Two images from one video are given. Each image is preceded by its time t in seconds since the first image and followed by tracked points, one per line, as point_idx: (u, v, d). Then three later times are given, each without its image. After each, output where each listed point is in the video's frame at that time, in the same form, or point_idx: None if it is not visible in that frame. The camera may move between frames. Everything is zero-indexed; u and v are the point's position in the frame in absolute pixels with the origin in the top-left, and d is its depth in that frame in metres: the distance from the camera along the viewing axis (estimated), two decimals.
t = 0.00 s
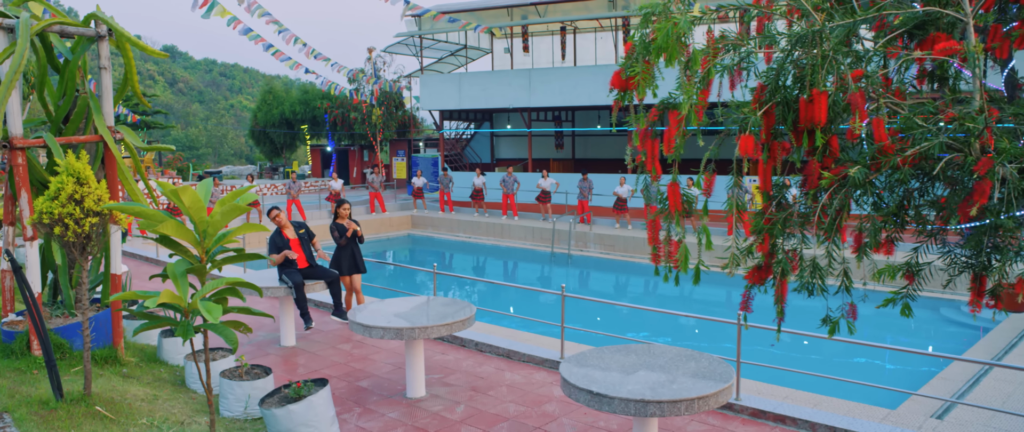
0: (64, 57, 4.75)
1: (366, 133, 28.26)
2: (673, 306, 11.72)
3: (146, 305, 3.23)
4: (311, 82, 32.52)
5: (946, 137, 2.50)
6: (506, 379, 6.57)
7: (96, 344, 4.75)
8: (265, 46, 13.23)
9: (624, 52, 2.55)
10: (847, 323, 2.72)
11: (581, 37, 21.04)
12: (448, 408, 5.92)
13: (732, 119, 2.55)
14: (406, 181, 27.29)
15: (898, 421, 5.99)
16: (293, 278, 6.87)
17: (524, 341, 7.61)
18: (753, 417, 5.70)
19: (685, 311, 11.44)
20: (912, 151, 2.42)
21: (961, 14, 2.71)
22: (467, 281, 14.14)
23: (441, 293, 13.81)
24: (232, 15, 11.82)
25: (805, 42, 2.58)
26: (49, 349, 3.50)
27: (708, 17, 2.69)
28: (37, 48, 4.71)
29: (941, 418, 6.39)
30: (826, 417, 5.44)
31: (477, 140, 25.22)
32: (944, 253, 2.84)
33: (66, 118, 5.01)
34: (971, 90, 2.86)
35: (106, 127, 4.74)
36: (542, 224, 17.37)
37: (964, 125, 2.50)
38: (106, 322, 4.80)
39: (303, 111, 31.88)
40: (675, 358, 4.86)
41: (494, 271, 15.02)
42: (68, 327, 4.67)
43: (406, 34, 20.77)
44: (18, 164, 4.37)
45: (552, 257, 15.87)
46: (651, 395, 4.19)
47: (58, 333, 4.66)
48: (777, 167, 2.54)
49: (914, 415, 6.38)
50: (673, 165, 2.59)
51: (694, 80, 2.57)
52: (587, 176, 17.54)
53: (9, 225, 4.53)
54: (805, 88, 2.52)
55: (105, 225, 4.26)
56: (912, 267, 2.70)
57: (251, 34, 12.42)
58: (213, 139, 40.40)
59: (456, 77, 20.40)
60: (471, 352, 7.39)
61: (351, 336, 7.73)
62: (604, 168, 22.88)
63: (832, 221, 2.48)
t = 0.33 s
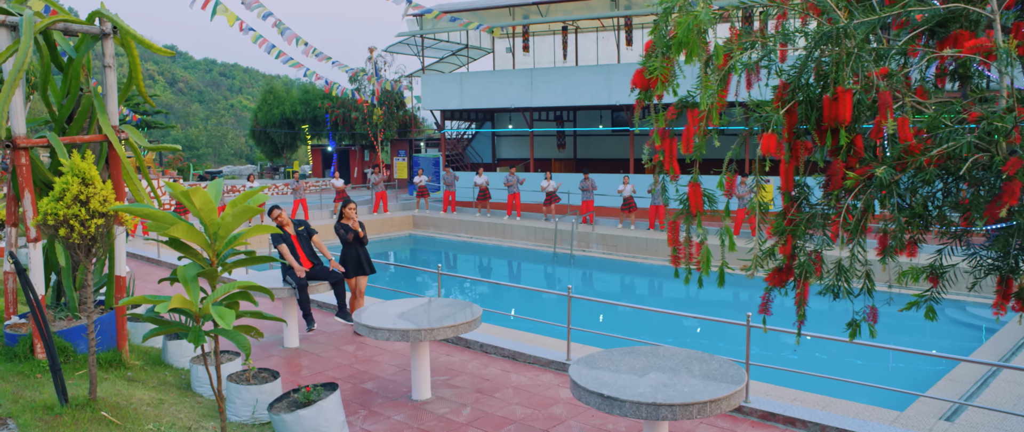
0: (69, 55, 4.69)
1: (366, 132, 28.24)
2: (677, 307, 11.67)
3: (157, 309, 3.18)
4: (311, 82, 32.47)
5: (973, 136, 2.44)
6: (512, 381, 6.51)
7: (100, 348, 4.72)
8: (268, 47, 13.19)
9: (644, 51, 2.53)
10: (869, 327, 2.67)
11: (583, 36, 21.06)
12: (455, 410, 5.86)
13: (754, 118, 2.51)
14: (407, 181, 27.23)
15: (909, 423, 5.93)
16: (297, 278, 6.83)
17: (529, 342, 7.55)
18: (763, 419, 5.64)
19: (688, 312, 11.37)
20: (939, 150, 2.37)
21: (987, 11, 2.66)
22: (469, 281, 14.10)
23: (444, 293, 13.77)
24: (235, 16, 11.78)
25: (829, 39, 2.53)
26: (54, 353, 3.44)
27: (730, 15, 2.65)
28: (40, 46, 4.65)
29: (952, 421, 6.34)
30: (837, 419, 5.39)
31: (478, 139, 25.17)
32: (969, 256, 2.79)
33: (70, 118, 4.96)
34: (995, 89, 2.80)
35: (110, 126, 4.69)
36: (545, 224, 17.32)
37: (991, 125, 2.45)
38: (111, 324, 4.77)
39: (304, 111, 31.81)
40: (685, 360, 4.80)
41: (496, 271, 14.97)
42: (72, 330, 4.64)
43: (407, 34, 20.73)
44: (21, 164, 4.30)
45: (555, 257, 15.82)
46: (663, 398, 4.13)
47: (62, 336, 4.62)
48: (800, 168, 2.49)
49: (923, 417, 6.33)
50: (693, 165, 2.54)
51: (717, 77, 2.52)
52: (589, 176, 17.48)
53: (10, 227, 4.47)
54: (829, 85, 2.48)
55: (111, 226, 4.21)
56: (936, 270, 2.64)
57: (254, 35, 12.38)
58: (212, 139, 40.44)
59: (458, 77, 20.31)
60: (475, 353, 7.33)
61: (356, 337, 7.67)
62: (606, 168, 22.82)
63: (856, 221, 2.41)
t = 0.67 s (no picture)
0: (73, 52, 4.63)
1: (367, 131, 28.18)
2: (680, 307, 11.61)
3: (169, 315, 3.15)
4: (312, 82, 32.43)
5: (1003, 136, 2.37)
6: (519, 383, 6.45)
7: (106, 351, 4.68)
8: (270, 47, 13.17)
9: (664, 44, 2.46)
10: (888, 329, 2.62)
11: (584, 36, 20.97)
12: (462, 413, 5.80)
13: (778, 116, 2.45)
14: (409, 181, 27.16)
15: (920, 426, 5.86)
16: (301, 280, 6.78)
17: (535, 344, 7.50)
18: (773, 421, 5.58)
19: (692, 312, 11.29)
20: (966, 150, 2.29)
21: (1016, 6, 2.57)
22: (471, 281, 14.04)
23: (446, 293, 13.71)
24: (236, 15, 11.72)
25: (854, 36, 2.47)
26: (60, 357, 3.38)
27: (751, 11, 2.58)
28: (45, 43, 4.61)
29: (963, 423, 6.27)
30: (848, 422, 5.34)
31: (480, 139, 25.11)
32: (997, 257, 2.73)
33: (73, 117, 4.90)
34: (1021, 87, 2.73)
35: (116, 126, 4.62)
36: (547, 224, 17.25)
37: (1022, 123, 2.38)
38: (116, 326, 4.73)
39: (305, 111, 31.80)
40: (696, 362, 4.74)
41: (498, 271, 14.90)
42: (77, 333, 4.58)
43: (409, 33, 20.68)
44: (24, 163, 4.24)
45: (557, 257, 15.74)
46: (676, 401, 4.07)
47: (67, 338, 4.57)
48: (824, 167, 2.43)
49: (932, 419, 6.27)
50: (716, 164, 2.47)
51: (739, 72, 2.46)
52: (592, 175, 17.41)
53: (13, 229, 4.42)
54: (854, 82, 2.42)
55: (117, 227, 4.14)
56: (962, 272, 2.58)
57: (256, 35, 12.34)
58: (212, 139, 40.40)
59: (460, 77, 20.24)
60: (481, 355, 7.27)
61: (360, 338, 7.61)
62: (609, 168, 22.73)
63: (883, 222, 2.36)
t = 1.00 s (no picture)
0: (80, 50, 4.58)
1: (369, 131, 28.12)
2: (684, 307, 11.53)
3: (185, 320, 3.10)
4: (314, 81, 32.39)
5: None
6: (527, 385, 6.39)
7: (114, 353, 4.65)
8: (273, 46, 13.10)
9: (686, 40, 2.41)
10: (926, 334, 2.56)
11: (588, 35, 21.07)
12: (470, 415, 5.74)
13: (806, 114, 2.40)
14: (411, 180, 27.09)
15: (934, 428, 5.78)
16: (306, 281, 6.71)
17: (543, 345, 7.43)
18: (785, 424, 5.52)
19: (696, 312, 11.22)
20: (1000, 149, 2.22)
21: None
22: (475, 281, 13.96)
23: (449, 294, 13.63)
24: (241, 15, 11.66)
25: (884, 32, 2.42)
26: (67, 361, 3.32)
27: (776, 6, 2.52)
28: (51, 41, 4.56)
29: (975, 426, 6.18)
30: (862, 424, 5.27)
31: (483, 139, 25.05)
32: None
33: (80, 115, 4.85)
34: None
35: (123, 125, 4.58)
36: (551, 223, 17.17)
37: None
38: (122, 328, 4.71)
39: (308, 110, 31.73)
40: (709, 365, 4.67)
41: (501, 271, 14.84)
42: (84, 336, 4.54)
43: (412, 33, 20.63)
44: (31, 163, 4.19)
45: (562, 257, 15.64)
46: (691, 404, 4.00)
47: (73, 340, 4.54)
48: (853, 167, 2.37)
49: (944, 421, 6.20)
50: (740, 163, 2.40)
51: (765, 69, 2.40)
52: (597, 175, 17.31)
53: (19, 229, 4.37)
54: (884, 80, 2.37)
55: (125, 229, 4.08)
56: (993, 275, 2.52)
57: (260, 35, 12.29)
58: (214, 138, 40.35)
59: (463, 76, 20.17)
60: (488, 356, 7.21)
61: (366, 339, 7.55)
62: (613, 168, 22.63)
63: (915, 223, 2.30)
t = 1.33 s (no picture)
0: (87, 47, 4.52)
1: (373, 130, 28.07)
2: (691, 307, 11.45)
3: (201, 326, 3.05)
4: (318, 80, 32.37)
5: None
6: (536, 386, 6.33)
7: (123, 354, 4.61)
8: (279, 45, 13.06)
9: (713, 39, 2.37)
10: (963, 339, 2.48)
11: (592, 34, 20.83)
12: (480, 416, 5.67)
13: (836, 112, 2.33)
14: (415, 179, 27.04)
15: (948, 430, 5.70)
16: (312, 281, 6.59)
17: (551, 345, 7.37)
18: (799, 426, 5.46)
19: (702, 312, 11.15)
20: None
21: None
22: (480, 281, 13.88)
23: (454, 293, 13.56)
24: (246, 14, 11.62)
25: (916, 28, 2.34)
26: (77, 364, 3.26)
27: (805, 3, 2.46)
28: (59, 38, 4.51)
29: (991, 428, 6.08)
30: (878, 427, 5.20)
31: (487, 138, 25.00)
32: None
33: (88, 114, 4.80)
34: None
35: (132, 123, 4.52)
36: (556, 222, 17.11)
37: None
38: (131, 330, 4.67)
39: (312, 109, 31.81)
40: (725, 366, 4.60)
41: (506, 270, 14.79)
42: (93, 338, 4.51)
43: (416, 31, 20.57)
44: (38, 162, 4.13)
45: (567, 256, 15.57)
46: (707, 407, 3.92)
47: (83, 343, 4.50)
48: (884, 166, 2.29)
49: (957, 423, 6.12)
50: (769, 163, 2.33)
51: (796, 65, 2.32)
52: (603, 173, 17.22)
53: (26, 231, 4.32)
54: (916, 76, 2.29)
55: (135, 230, 4.01)
56: None
57: (266, 34, 12.24)
58: (217, 138, 40.40)
59: (468, 75, 20.10)
60: (497, 356, 7.15)
61: (373, 339, 7.49)
62: (617, 166, 22.55)
63: (950, 225, 2.22)
